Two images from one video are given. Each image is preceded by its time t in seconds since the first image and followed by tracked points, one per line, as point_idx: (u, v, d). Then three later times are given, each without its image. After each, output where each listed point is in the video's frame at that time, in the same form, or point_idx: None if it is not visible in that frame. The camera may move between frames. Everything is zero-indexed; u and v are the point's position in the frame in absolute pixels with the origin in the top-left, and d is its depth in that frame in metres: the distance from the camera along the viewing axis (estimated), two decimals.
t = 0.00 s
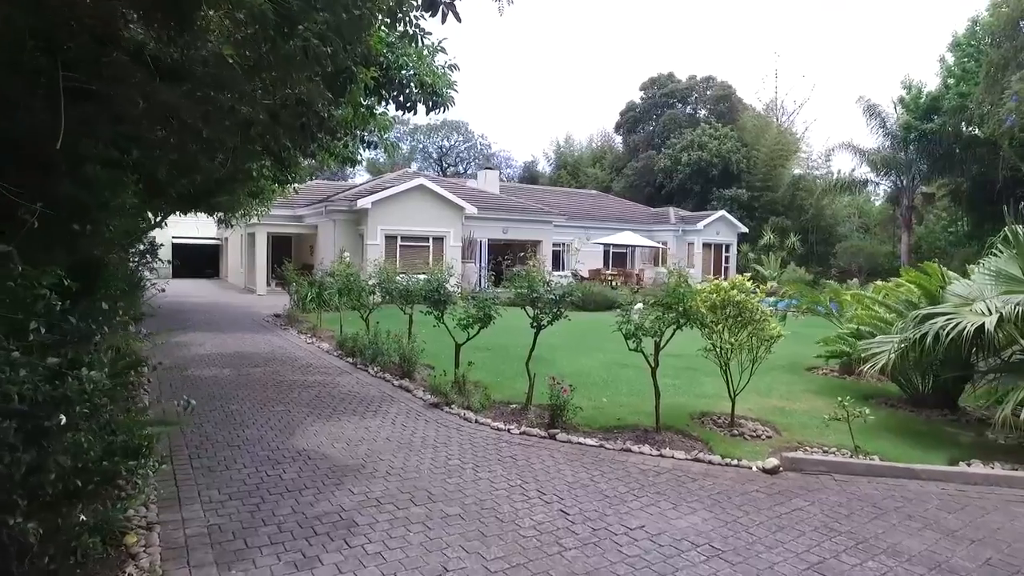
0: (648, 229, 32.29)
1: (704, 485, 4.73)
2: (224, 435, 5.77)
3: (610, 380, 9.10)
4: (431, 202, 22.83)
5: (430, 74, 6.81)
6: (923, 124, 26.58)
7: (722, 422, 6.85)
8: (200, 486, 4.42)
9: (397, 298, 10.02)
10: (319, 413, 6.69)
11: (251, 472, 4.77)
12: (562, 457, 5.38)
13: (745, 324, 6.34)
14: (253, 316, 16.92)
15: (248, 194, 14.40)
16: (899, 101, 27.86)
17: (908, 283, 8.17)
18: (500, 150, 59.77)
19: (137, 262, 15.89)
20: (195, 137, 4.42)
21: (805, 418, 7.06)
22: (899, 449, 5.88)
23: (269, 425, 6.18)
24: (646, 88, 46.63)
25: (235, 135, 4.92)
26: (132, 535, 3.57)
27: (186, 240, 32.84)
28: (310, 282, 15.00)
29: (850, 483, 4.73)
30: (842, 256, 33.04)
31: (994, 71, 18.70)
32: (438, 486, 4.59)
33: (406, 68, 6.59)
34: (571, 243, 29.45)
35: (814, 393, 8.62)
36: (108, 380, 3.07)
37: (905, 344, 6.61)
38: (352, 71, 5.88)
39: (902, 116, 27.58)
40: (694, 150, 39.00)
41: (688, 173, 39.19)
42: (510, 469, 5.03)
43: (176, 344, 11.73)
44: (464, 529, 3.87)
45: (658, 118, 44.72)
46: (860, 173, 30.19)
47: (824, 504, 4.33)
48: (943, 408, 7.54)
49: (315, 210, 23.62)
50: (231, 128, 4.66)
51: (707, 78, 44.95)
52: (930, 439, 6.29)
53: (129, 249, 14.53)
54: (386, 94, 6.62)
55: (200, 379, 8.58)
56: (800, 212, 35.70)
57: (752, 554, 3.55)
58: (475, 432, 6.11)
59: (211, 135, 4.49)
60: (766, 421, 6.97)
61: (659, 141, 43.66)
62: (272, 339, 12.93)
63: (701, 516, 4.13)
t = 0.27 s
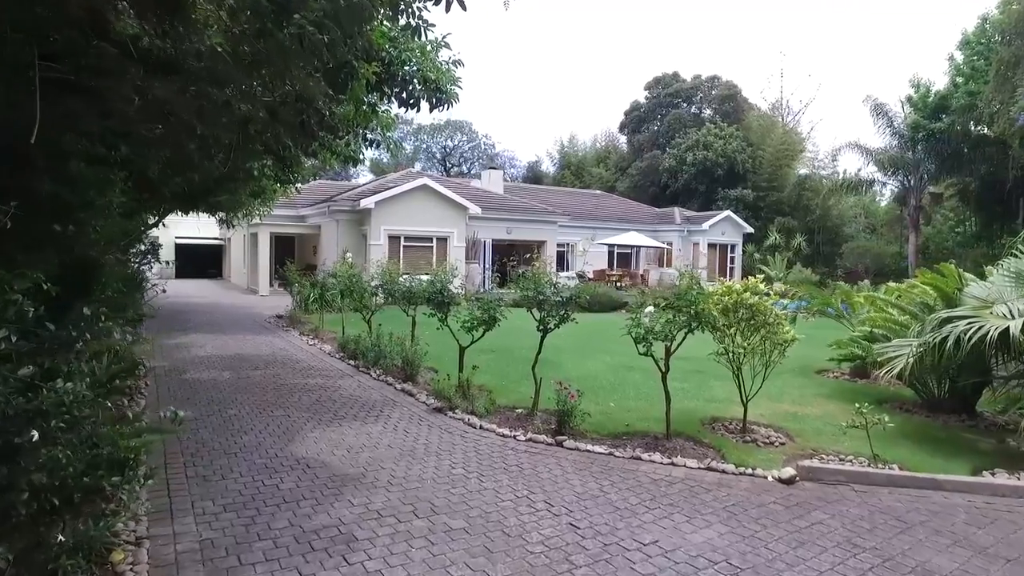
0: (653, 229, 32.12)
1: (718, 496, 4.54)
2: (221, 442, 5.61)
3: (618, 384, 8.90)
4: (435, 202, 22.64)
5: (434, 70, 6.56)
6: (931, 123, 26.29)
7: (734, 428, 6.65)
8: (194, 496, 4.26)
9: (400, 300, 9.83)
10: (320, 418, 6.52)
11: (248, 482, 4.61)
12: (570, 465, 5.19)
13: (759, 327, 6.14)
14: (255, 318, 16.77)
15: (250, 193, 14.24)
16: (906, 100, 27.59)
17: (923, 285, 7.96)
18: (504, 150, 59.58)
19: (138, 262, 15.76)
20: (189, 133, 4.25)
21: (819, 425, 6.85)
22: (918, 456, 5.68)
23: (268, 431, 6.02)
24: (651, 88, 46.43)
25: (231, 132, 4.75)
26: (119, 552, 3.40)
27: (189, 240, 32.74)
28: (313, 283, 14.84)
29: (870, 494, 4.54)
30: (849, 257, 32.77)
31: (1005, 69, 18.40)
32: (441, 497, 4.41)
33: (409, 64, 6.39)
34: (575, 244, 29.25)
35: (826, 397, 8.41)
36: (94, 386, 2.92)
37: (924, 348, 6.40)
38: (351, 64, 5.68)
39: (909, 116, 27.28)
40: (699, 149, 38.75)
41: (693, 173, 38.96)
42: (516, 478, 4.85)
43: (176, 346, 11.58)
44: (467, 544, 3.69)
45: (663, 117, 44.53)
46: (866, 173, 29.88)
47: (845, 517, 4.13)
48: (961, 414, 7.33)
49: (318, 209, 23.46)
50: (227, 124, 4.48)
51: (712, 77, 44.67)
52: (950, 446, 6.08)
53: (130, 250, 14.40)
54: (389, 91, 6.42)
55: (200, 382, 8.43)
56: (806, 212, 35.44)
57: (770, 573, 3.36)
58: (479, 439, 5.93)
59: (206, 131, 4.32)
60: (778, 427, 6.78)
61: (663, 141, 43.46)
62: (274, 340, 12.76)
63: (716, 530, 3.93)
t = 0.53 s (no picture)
0: (657, 229, 31.90)
1: (733, 504, 4.35)
2: (216, 447, 5.43)
3: (625, 386, 8.70)
4: (438, 201, 22.45)
5: (436, 62, 6.40)
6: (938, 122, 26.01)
7: (745, 431, 6.45)
8: (184, 505, 4.09)
9: (402, 299, 9.65)
10: (318, 421, 6.34)
11: (241, 489, 4.43)
12: (577, 471, 5.00)
13: (771, 328, 5.94)
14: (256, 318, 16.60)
15: (250, 192, 14.07)
16: (912, 98, 27.31)
17: (938, 284, 7.74)
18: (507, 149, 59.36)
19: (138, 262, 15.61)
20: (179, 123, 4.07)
21: (833, 428, 6.64)
22: (938, 461, 5.47)
23: (264, 434, 5.84)
24: (654, 87, 46.20)
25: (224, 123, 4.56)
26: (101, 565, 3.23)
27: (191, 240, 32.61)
28: (314, 283, 14.66)
29: (892, 502, 4.34)
30: (854, 256, 32.52)
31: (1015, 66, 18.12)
32: (443, 506, 4.22)
33: (411, 56, 6.19)
34: (579, 243, 29.04)
35: (837, 399, 8.20)
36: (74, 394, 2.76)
37: (943, 349, 6.18)
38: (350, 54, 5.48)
39: (916, 114, 26.97)
40: (704, 149, 38.49)
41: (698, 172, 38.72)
42: (521, 485, 4.66)
43: (174, 346, 11.41)
44: (470, 556, 3.51)
45: (667, 117, 44.29)
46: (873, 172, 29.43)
47: (867, 527, 3.93)
48: (978, 417, 7.12)
49: (320, 208, 23.29)
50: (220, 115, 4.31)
51: (716, 76, 44.40)
52: (969, 451, 5.87)
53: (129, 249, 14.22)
54: (391, 84, 6.22)
55: (197, 383, 8.26)
56: (812, 212, 35.16)
57: None
58: (483, 443, 5.74)
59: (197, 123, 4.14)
60: (790, 431, 6.58)
61: (667, 140, 43.23)
62: (274, 341, 12.59)
63: (732, 541, 3.74)
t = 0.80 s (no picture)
0: (662, 228, 31.65)
1: (750, 516, 4.13)
2: (210, 453, 5.24)
3: (633, 390, 8.48)
4: (441, 201, 22.26)
5: (439, 55, 6.21)
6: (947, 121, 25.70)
7: (759, 437, 6.23)
8: (173, 517, 3.90)
9: (405, 300, 9.45)
10: (317, 426, 6.15)
11: (234, 499, 4.24)
12: (586, 480, 4.79)
13: (787, 330, 5.72)
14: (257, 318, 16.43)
15: (252, 191, 13.90)
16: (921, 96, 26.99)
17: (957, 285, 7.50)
18: (511, 149, 59.15)
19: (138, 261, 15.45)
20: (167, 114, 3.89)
21: (850, 434, 6.41)
22: (963, 469, 5.23)
23: (261, 439, 5.65)
24: (660, 86, 45.94)
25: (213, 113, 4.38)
26: None
27: (194, 240, 32.48)
28: (316, 283, 14.46)
29: (919, 516, 4.12)
30: (862, 256, 32.20)
31: None
32: (445, 518, 4.02)
33: (413, 47, 5.99)
34: (584, 243, 28.83)
35: (851, 403, 7.98)
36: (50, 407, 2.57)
37: (966, 352, 5.94)
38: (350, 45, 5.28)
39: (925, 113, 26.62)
40: (709, 148, 38.20)
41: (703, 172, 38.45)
42: (527, 496, 4.46)
43: (173, 347, 11.24)
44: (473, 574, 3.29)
45: (672, 116, 44.03)
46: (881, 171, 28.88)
47: (896, 543, 3.70)
48: (1000, 422, 6.87)
49: (323, 208, 23.13)
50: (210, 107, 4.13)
51: (722, 75, 44.11)
52: (994, 459, 5.63)
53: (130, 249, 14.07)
54: (392, 77, 6.02)
55: (195, 386, 8.06)
56: (819, 211, 34.86)
57: None
58: (487, 450, 5.53)
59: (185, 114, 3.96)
60: (806, 436, 6.34)
61: (673, 139, 42.97)
62: (275, 341, 12.40)
63: (752, 557, 3.52)
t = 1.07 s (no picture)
0: (670, 228, 31.40)
1: (771, 528, 3.93)
2: (206, 459, 5.06)
3: (643, 392, 8.29)
4: (448, 200, 22.10)
5: (444, 47, 6.04)
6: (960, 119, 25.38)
7: (774, 442, 6.02)
8: (164, 528, 3.72)
9: (410, 300, 9.27)
10: (318, 430, 5.97)
11: (229, 509, 4.06)
12: (597, 489, 4.59)
13: (805, 332, 5.53)
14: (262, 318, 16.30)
15: (256, 190, 13.76)
16: (933, 94, 26.64)
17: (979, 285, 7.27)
18: (518, 149, 58.98)
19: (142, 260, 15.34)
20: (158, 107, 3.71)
21: (869, 439, 6.19)
22: (992, 479, 5.01)
23: (260, 444, 5.47)
24: (667, 85, 45.69)
25: (207, 105, 4.21)
26: None
27: (200, 239, 32.45)
28: (321, 283, 14.31)
29: (949, 529, 3.91)
30: (872, 256, 31.88)
31: None
32: (450, 530, 3.83)
33: (417, 40, 5.84)
34: (591, 243, 28.64)
35: (868, 406, 7.75)
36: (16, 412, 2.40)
37: (991, 355, 5.72)
38: (353, 35, 5.10)
39: (937, 111, 26.29)
40: (717, 147, 37.94)
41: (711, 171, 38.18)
42: (535, 506, 4.27)
43: (176, 347, 11.10)
44: None
45: (679, 115, 43.75)
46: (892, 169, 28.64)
47: (927, 560, 3.50)
48: None
49: (328, 207, 22.99)
50: (205, 97, 3.95)
51: (730, 74, 43.82)
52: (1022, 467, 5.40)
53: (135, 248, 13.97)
54: (397, 70, 5.84)
55: (195, 387, 7.90)
56: (828, 211, 34.53)
57: None
58: (494, 456, 5.35)
59: (178, 107, 3.78)
60: (823, 441, 6.13)
61: (680, 138, 42.71)
62: (279, 342, 12.25)
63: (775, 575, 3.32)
